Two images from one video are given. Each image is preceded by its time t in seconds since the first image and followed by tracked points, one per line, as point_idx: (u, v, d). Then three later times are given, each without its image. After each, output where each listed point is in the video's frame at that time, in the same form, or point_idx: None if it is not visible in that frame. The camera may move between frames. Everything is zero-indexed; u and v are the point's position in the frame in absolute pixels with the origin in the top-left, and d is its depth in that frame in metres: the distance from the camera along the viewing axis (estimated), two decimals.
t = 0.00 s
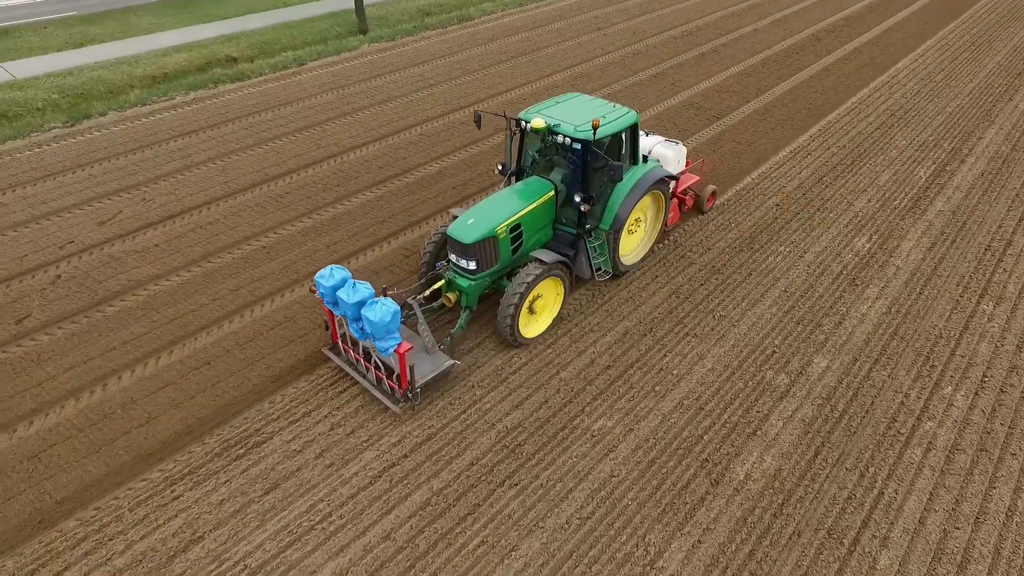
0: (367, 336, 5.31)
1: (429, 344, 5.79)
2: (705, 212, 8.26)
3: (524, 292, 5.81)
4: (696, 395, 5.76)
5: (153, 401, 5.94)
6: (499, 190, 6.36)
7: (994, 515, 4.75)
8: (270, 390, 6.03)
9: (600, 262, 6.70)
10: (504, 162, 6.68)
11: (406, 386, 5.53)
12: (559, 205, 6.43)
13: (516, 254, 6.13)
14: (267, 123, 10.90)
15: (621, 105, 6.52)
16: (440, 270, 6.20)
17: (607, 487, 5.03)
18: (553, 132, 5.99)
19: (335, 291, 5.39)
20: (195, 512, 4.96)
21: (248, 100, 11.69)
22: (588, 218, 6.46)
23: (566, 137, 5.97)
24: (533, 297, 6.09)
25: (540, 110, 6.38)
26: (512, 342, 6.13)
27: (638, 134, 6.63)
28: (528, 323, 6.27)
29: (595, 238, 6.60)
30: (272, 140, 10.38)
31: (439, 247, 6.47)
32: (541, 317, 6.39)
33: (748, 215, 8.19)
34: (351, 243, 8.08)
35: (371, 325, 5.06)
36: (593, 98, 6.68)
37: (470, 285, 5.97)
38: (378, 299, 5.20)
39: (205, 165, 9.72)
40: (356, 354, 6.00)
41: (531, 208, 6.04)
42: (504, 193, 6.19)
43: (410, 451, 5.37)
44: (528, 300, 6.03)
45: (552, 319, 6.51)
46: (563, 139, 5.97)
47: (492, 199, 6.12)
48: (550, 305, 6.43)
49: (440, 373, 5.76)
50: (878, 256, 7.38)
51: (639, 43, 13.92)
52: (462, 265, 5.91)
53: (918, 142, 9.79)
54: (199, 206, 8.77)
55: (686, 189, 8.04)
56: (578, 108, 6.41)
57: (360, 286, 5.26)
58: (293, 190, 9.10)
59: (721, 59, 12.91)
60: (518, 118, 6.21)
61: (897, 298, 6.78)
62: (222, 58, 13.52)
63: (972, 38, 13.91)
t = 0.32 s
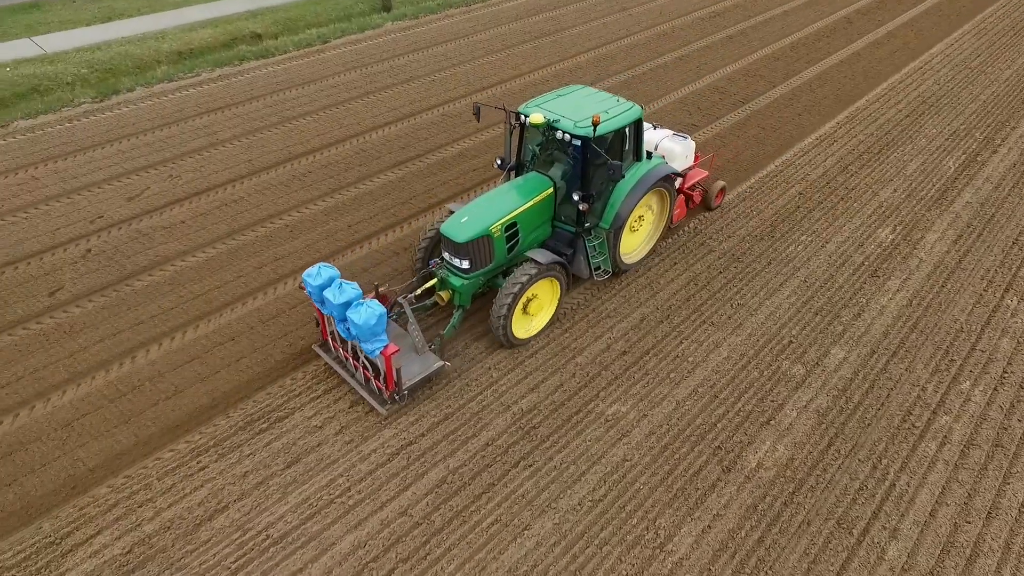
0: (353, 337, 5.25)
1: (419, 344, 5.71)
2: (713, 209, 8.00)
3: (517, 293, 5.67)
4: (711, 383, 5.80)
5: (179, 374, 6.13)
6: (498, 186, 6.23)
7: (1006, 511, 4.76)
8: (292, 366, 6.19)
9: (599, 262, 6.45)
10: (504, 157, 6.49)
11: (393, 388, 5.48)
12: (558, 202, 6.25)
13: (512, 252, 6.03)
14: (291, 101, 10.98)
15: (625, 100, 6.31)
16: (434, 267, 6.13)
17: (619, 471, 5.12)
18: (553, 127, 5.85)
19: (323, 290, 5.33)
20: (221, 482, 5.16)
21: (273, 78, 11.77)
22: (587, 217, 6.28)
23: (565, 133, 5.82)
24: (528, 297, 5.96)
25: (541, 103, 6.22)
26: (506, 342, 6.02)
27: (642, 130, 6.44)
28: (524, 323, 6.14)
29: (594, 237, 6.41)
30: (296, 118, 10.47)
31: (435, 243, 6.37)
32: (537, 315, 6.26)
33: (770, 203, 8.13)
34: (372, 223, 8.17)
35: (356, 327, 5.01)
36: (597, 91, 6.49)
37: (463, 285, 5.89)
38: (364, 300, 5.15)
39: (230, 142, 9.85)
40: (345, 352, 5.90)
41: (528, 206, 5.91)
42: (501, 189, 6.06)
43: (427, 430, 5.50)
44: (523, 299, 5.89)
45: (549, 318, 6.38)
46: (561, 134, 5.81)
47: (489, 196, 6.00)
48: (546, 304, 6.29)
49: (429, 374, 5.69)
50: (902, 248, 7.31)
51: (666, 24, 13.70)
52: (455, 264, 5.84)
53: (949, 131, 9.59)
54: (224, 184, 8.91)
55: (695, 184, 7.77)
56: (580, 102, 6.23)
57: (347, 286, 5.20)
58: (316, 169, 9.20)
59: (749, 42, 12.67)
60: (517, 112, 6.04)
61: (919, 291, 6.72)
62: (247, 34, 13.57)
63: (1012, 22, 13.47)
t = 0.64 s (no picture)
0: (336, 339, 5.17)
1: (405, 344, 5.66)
2: (717, 205, 7.83)
3: (503, 298, 5.58)
4: (724, 371, 5.84)
5: (202, 350, 6.29)
6: (492, 181, 6.08)
7: (1017, 506, 4.78)
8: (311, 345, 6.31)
9: (595, 261, 6.41)
10: (498, 152, 6.29)
11: (377, 390, 5.41)
12: (553, 201, 6.09)
13: (503, 251, 5.92)
14: (310, 80, 11.00)
15: (625, 95, 6.09)
16: (423, 266, 6.03)
17: (631, 456, 5.20)
18: (548, 123, 5.68)
19: (306, 290, 5.25)
20: (242, 456, 5.31)
21: (292, 57, 11.77)
22: (583, 216, 6.13)
23: (559, 129, 5.65)
24: (518, 298, 5.87)
25: (537, 96, 6.01)
26: (495, 344, 5.96)
27: (642, 126, 6.22)
28: (515, 324, 6.06)
29: (590, 236, 6.29)
30: (315, 98, 10.49)
31: (426, 239, 6.26)
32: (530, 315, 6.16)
33: (789, 191, 8.06)
34: (390, 205, 8.23)
35: (337, 330, 4.93)
36: (596, 84, 6.26)
37: (453, 284, 5.80)
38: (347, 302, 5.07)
39: (250, 121, 9.91)
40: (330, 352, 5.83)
41: (521, 204, 5.78)
42: (495, 185, 5.92)
43: (442, 411, 5.60)
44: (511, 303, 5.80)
45: (542, 316, 6.27)
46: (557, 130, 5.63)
47: (481, 192, 5.86)
48: (538, 303, 6.16)
49: (415, 376, 5.64)
50: (922, 239, 7.23)
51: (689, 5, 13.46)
52: (444, 263, 5.74)
53: (976, 120, 9.40)
54: (245, 163, 8.99)
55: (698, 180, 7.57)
56: (577, 96, 6.01)
57: (329, 287, 5.12)
58: (335, 149, 9.25)
59: (773, 24, 12.44)
60: (513, 107, 5.89)
61: (939, 283, 6.66)
62: (267, 11, 13.54)
63: None
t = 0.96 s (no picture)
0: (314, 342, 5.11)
1: (388, 345, 5.56)
2: (718, 203, 7.63)
3: (489, 300, 5.46)
4: (736, 360, 5.86)
5: (221, 329, 6.41)
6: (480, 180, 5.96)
7: None
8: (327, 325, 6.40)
9: (587, 261, 6.19)
10: (489, 147, 6.14)
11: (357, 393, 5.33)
12: (544, 200, 5.95)
13: (491, 251, 5.79)
14: (327, 59, 10.98)
15: (620, 91, 5.94)
16: (409, 265, 5.93)
17: (641, 442, 5.26)
18: (539, 120, 5.52)
19: (286, 289, 5.21)
20: (260, 433, 5.44)
21: (310, 35, 11.74)
22: (575, 215, 6.00)
23: (550, 127, 5.50)
24: (506, 300, 5.72)
25: (529, 92, 5.86)
26: (482, 346, 5.90)
27: (637, 124, 6.06)
28: (503, 327, 5.94)
29: (582, 236, 6.12)
30: (333, 77, 10.49)
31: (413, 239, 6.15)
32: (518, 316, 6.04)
33: (808, 179, 7.98)
34: (406, 187, 8.26)
35: (313, 333, 4.86)
36: (591, 80, 6.10)
37: (439, 284, 5.69)
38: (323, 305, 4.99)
39: (268, 100, 9.95)
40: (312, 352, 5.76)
41: (510, 204, 5.65)
42: (484, 183, 5.79)
43: (455, 394, 5.68)
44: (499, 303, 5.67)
45: (532, 316, 6.15)
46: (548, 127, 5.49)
47: (469, 191, 5.73)
48: (528, 303, 6.02)
49: (397, 378, 5.54)
50: (942, 230, 7.15)
51: None
52: (430, 263, 5.63)
53: (1003, 108, 9.20)
54: (263, 142, 9.05)
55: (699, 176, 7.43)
56: (569, 91, 5.85)
57: (307, 289, 5.06)
58: (352, 130, 9.27)
59: (798, 6, 12.18)
60: (503, 102, 5.74)
61: (957, 275, 6.60)
62: None
63: None
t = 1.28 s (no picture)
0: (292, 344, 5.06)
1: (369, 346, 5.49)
2: (718, 202, 7.45)
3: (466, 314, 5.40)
4: (750, 351, 5.85)
5: (240, 307, 6.52)
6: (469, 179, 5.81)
7: None
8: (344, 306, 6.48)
9: (579, 263, 6.07)
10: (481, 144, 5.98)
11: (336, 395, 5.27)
12: (535, 199, 5.80)
13: (479, 252, 5.65)
14: (348, 38, 10.95)
15: (617, 89, 5.75)
16: (395, 265, 5.80)
17: (652, 430, 5.30)
18: (529, 118, 5.36)
19: (266, 289, 5.19)
20: (278, 410, 5.57)
21: (331, 13, 11.69)
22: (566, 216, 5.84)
23: (541, 126, 5.33)
24: (491, 302, 5.62)
25: (522, 88, 5.67)
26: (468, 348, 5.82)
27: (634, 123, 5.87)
28: (493, 330, 5.90)
29: (573, 237, 5.98)
30: (353, 57, 10.47)
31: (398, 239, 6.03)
32: (508, 315, 5.95)
33: (829, 169, 7.86)
34: (424, 169, 8.28)
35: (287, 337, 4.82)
36: (587, 75, 5.89)
37: (424, 286, 5.56)
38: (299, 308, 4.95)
39: (289, 79, 9.97)
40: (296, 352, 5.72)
41: (498, 203, 5.50)
42: (473, 182, 5.65)
43: (469, 377, 5.75)
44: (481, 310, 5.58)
45: (523, 315, 6.05)
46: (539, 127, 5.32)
47: (457, 191, 5.59)
48: (517, 302, 5.90)
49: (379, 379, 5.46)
50: (967, 224, 7.03)
51: None
52: (415, 265, 5.49)
53: None
54: (282, 121, 9.09)
55: (701, 174, 7.26)
56: (564, 88, 5.65)
57: (284, 291, 5.02)
58: (371, 110, 9.28)
59: None
60: (495, 97, 5.58)
61: (979, 271, 6.50)
62: None
63: None
